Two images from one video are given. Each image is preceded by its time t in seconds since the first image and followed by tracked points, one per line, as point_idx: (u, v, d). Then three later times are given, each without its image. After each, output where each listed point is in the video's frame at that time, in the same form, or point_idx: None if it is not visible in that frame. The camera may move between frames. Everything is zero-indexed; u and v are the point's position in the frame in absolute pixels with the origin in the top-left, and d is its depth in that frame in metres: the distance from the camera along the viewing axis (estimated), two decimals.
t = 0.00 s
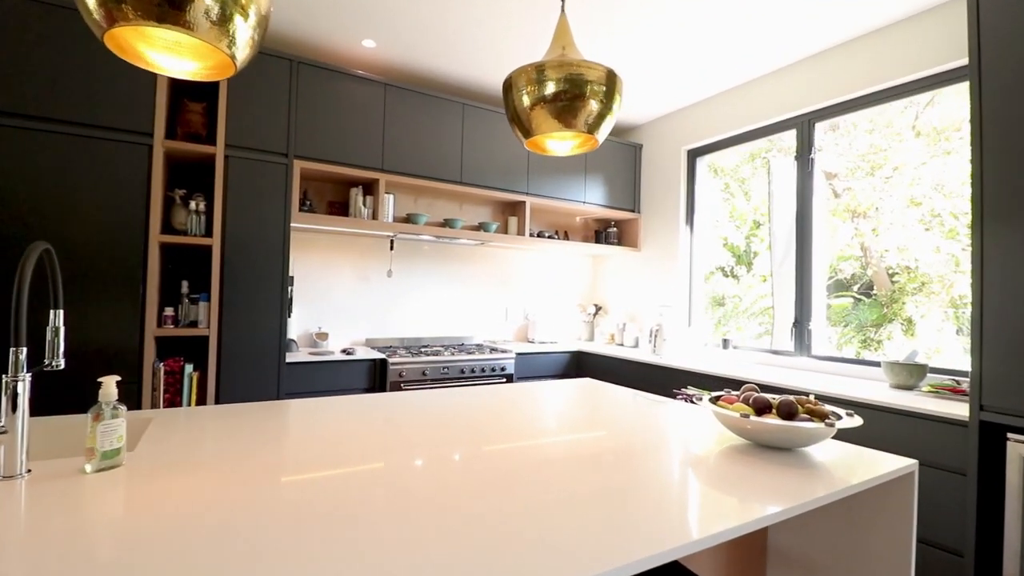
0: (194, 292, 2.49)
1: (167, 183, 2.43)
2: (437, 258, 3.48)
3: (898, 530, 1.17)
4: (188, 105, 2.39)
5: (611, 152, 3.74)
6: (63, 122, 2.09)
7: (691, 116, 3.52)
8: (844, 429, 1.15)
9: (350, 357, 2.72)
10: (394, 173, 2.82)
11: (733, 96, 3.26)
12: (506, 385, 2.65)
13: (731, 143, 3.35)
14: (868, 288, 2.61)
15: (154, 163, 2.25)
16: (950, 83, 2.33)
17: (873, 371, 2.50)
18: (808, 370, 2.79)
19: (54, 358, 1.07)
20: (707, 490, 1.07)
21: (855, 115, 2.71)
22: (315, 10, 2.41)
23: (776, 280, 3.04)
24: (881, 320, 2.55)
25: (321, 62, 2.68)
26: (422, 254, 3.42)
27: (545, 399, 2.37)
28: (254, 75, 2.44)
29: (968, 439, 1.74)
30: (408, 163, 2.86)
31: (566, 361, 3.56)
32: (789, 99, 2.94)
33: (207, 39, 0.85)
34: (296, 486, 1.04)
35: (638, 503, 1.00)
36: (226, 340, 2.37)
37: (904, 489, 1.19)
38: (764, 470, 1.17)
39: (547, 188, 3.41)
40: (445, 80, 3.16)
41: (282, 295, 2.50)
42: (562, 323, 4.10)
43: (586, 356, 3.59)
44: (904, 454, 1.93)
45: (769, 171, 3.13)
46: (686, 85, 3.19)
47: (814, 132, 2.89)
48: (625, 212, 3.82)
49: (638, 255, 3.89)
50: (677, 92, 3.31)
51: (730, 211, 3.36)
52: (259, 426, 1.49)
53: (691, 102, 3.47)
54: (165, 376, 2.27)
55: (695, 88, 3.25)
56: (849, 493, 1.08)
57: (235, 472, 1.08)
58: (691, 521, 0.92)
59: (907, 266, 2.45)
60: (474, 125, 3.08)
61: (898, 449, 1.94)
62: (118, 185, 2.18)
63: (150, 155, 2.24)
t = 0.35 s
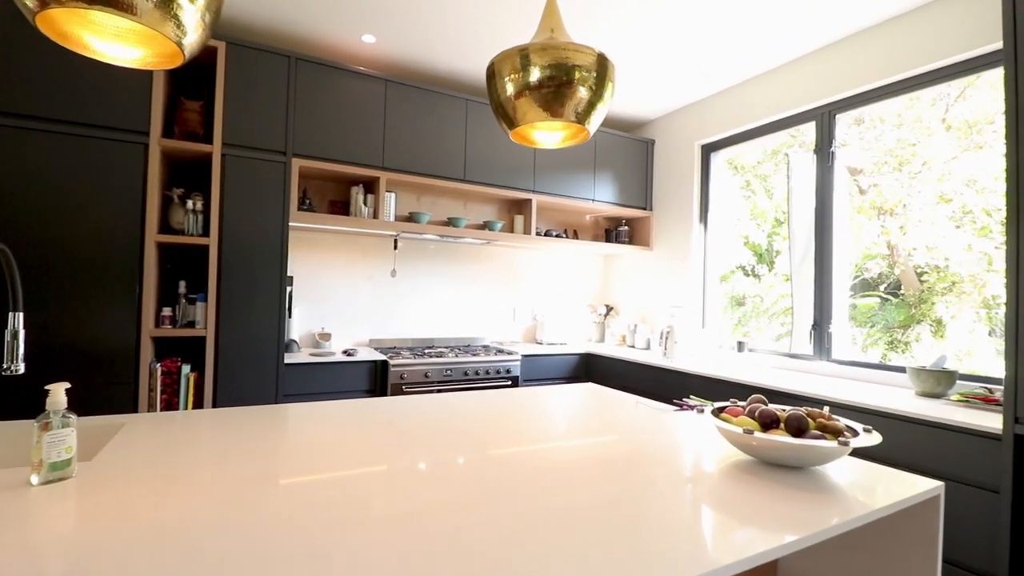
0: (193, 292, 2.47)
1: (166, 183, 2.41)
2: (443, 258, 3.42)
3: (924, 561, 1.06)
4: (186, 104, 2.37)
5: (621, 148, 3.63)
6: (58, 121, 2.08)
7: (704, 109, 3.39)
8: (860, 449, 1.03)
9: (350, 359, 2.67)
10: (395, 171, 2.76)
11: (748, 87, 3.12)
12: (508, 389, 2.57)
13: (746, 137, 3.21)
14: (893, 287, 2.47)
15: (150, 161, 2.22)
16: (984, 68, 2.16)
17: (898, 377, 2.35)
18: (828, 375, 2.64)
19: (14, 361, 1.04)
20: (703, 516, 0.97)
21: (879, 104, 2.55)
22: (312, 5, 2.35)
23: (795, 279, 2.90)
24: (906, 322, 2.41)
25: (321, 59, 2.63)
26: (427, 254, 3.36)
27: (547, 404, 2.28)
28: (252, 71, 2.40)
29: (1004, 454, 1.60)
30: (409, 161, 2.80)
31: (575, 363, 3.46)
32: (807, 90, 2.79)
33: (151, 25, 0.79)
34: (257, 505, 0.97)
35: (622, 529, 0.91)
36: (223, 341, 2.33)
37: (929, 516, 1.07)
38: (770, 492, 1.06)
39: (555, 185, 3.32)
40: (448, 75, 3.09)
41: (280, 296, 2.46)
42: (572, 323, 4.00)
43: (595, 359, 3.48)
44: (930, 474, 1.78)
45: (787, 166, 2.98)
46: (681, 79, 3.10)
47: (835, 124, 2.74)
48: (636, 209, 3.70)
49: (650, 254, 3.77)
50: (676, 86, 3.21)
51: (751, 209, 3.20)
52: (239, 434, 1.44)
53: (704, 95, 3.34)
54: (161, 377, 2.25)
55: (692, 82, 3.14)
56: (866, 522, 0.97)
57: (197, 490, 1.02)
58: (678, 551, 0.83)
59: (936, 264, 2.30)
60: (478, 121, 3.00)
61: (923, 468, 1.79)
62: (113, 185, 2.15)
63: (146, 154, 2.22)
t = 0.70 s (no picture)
0: (186, 290, 2.43)
1: (159, 179, 2.38)
2: (443, 255, 3.35)
3: None
4: (178, 98, 2.33)
5: (626, 142, 3.54)
6: (47, 116, 2.05)
7: (712, 101, 3.29)
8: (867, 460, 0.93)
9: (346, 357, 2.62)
10: (391, 166, 2.70)
11: (758, 78, 3.01)
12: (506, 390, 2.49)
13: (755, 130, 3.10)
14: (914, 287, 2.33)
15: (141, 156, 2.19)
16: (1008, 52, 2.05)
17: (914, 381, 2.23)
18: (842, 377, 2.52)
19: None
20: (694, 530, 0.89)
21: (897, 92, 2.43)
22: None
23: (807, 277, 2.78)
24: (928, 323, 2.27)
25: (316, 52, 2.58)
26: (427, 251, 3.30)
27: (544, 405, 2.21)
28: (244, 64, 2.36)
29: None
30: (406, 155, 2.74)
31: (578, 363, 3.37)
32: (819, 79, 2.68)
33: None
34: (214, 511, 0.91)
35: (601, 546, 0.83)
36: (215, 339, 2.30)
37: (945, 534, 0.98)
38: (769, 505, 0.97)
39: (557, 181, 3.24)
40: (447, 69, 3.02)
41: (273, 293, 2.41)
42: (576, 323, 3.92)
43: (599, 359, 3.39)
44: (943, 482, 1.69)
45: (800, 160, 2.87)
46: (679, 72, 3.02)
47: (848, 114, 2.63)
48: (642, 205, 3.61)
49: (656, 251, 3.67)
50: (669, 81, 3.14)
51: (766, 206, 3.05)
52: (215, 434, 1.38)
53: (711, 86, 3.24)
54: (151, 375, 2.22)
55: (686, 75, 3.06)
56: (876, 540, 0.88)
57: (154, 497, 0.96)
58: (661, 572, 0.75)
59: (959, 262, 2.17)
60: (477, 115, 2.93)
61: (936, 476, 1.70)
62: (103, 180, 2.12)
63: (136, 149, 2.18)
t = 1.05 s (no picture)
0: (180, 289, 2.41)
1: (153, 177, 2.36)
2: (443, 253, 3.30)
3: None
4: (171, 95, 2.31)
5: (630, 135, 3.46)
6: (38, 114, 2.03)
7: (719, 92, 3.19)
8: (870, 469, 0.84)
9: (341, 357, 2.58)
10: (387, 162, 2.65)
11: (766, 68, 2.91)
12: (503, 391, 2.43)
13: (763, 120, 3.00)
14: (935, 286, 2.20)
15: (133, 154, 2.17)
16: None
17: (932, 381, 2.11)
18: (855, 377, 2.41)
19: None
20: (676, 541, 0.81)
21: (914, 78, 2.30)
22: None
23: (819, 273, 2.67)
24: (950, 323, 2.14)
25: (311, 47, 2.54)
26: (427, 249, 3.25)
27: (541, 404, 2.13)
28: (237, 59, 2.33)
29: None
30: (403, 151, 2.69)
31: (581, 363, 3.29)
32: (831, 66, 2.57)
33: None
34: (166, 513, 0.86)
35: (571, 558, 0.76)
36: (208, 338, 2.27)
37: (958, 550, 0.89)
38: (762, 516, 0.89)
39: (559, 176, 3.17)
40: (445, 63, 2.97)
41: (266, 292, 2.38)
42: (581, 321, 3.84)
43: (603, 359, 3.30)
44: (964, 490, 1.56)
45: (811, 151, 2.75)
46: (673, 69, 2.99)
47: (860, 102, 2.51)
48: (647, 201, 3.52)
49: (662, 248, 3.58)
50: (665, 75, 3.10)
51: (782, 203, 2.91)
52: (191, 432, 1.34)
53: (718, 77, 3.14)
54: (144, 375, 2.20)
55: (683, 70, 3.01)
56: (880, 558, 0.79)
57: (106, 498, 0.91)
58: None
59: (984, 258, 2.04)
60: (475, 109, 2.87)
61: (956, 483, 1.58)
62: (94, 178, 2.11)
63: (127, 147, 2.16)
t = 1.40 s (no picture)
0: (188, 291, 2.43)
1: (160, 180, 2.39)
2: (452, 254, 3.26)
3: None
4: (178, 99, 2.33)
5: (644, 131, 3.36)
6: (48, 121, 2.08)
7: (735, 84, 3.07)
8: (875, 492, 0.75)
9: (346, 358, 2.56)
10: (391, 162, 2.63)
11: (784, 57, 2.78)
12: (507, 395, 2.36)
13: (783, 111, 2.86)
14: (976, 284, 2.04)
15: (139, 157, 2.20)
16: None
17: (966, 388, 1.96)
18: (884, 383, 2.26)
19: None
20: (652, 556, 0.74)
21: (948, 62, 2.15)
22: None
23: (845, 272, 2.52)
24: (993, 323, 1.98)
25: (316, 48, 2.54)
26: (436, 249, 3.22)
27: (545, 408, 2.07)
28: (241, 62, 2.34)
29: None
30: (408, 150, 2.66)
31: (594, 365, 3.21)
32: (853, 51, 2.43)
33: None
34: (121, 514, 0.83)
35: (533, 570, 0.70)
36: (213, 340, 2.28)
37: None
38: (753, 537, 0.81)
39: (569, 174, 3.09)
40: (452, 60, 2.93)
41: (271, 294, 2.37)
42: (596, 322, 3.75)
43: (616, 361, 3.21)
44: (998, 509, 1.44)
45: (836, 143, 2.61)
46: (674, 64, 2.93)
47: (886, 90, 2.36)
48: (662, 198, 3.41)
49: (679, 246, 3.46)
50: (664, 71, 3.04)
51: (812, 199, 2.74)
52: (177, 430, 1.33)
53: (734, 68, 3.02)
54: (150, 376, 2.22)
55: (685, 65, 2.96)
56: None
57: (70, 497, 0.90)
58: None
59: None
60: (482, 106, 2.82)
61: (990, 502, 1.45)
62: (101, 182, 2.14)
63: (134, 150, 2.19)
